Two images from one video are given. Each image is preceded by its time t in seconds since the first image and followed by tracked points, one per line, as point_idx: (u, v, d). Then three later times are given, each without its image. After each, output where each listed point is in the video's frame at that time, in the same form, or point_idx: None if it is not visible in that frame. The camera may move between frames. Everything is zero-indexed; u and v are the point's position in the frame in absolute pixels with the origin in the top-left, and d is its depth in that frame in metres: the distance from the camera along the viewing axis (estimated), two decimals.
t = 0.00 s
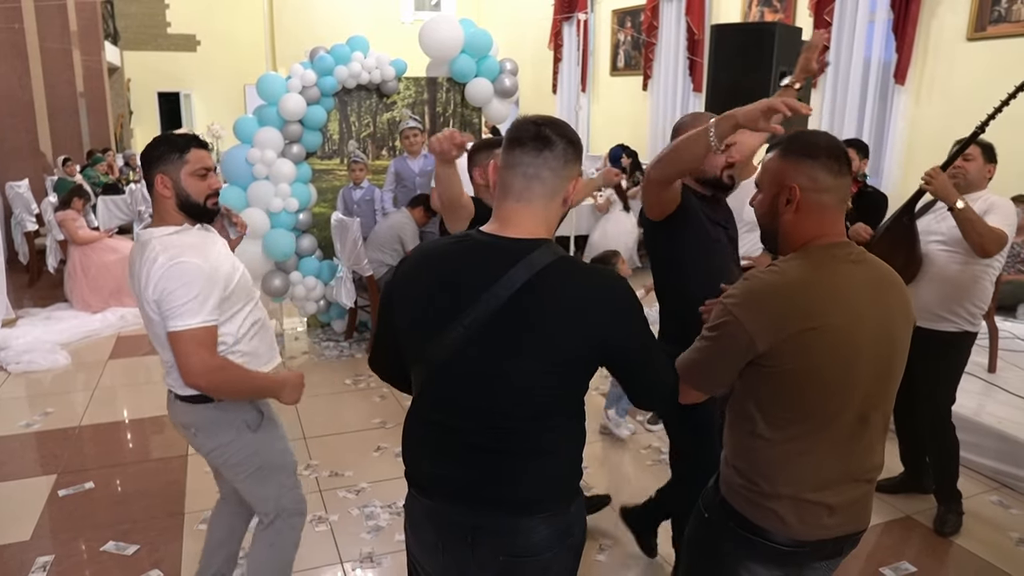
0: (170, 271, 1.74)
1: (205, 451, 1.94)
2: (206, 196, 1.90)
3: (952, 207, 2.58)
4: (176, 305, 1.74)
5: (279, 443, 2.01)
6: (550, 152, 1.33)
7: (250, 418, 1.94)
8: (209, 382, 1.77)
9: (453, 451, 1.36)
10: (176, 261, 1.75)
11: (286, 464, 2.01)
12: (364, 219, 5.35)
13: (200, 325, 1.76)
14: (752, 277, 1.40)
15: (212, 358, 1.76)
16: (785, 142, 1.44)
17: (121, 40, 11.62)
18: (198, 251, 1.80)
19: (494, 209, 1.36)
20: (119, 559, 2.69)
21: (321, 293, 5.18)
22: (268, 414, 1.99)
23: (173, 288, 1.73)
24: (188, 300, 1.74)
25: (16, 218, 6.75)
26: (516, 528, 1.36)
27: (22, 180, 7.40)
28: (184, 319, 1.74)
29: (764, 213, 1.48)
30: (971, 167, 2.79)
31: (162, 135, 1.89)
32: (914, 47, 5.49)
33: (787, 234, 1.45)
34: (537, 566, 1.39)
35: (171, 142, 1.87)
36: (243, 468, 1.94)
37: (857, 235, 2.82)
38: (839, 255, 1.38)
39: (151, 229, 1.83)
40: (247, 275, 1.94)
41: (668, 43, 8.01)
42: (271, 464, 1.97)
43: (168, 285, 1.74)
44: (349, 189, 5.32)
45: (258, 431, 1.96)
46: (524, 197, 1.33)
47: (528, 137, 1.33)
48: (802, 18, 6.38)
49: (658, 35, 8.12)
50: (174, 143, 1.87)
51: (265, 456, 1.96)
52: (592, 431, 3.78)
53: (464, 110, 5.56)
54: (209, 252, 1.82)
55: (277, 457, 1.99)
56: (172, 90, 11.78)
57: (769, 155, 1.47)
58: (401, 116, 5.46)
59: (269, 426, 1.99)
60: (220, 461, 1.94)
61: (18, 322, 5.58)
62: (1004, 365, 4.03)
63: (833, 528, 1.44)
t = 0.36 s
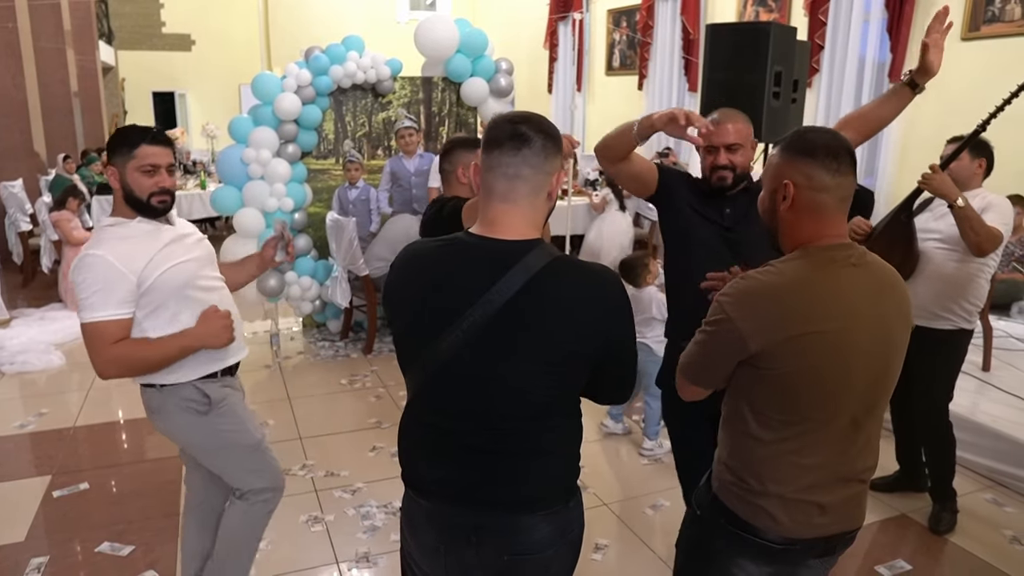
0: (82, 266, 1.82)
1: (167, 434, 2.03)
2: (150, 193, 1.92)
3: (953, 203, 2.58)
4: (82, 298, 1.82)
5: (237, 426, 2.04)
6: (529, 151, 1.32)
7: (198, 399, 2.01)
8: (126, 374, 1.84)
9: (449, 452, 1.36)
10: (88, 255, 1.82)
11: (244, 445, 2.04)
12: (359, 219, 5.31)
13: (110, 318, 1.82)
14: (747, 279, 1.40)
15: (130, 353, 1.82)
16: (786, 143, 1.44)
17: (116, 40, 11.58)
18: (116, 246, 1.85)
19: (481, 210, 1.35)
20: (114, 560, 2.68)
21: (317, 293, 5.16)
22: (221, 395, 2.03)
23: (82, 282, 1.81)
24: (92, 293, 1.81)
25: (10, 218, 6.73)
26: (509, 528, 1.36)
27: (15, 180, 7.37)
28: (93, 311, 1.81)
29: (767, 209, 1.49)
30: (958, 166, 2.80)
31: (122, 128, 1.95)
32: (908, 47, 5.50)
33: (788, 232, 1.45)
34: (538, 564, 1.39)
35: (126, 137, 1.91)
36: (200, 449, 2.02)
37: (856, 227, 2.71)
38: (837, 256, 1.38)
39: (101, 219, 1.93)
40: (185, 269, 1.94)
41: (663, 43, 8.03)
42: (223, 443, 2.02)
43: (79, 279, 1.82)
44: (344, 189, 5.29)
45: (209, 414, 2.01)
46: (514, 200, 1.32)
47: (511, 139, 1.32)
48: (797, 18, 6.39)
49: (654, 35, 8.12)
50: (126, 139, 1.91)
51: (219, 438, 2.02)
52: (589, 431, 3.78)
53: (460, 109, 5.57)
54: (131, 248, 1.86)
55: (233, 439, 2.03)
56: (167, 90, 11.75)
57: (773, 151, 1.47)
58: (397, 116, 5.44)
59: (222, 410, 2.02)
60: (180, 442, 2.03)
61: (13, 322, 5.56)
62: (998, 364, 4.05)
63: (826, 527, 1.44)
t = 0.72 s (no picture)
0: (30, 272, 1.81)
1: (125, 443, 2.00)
2: (101, 199, 1.88)
3: (948, 200, 2.57)
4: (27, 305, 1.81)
5: (186, 447, 1.96)
6: (517, 149, 1.30)
7: (146, 417, 1.94)
8: (66, 378, 1.81)
9: (441, 453, 1.35)
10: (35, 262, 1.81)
11: (192, 467, 1.96)
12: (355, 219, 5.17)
13: (49, 326, 1.80)
14: (737, 279, 1.40)
15: (64, 364, 1.78)
16: (774, 140, 1.43)
17: (109, 39, 11.45)
18: (66, 255, 1.83)
19: (469, 210, 1.34)
20: (106, 561, 2.66)
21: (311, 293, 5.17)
22: (169, 418, 1.95)
23: (28, 287, 1.80)
24: (33, 301, 1.80)
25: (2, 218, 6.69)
26: (501, 530, 1.35)
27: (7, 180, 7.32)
28: (35, 319, 1.80)
29: (754, 208, 1.48)
30: (965, 162, 2.79)
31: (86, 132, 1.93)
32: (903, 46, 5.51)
33: (775, 232, 1.44)
34: (530, 565, 1.38)
35: (85, 141, 1.88)
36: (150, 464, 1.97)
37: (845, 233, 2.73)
38: (828, 255, 1.37)
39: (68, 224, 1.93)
40: (135, 286, 1.90)
41: (658, 42, 8.03)
42: (168, 464, 1.95)
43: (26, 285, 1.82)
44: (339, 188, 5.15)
45: (157, 435, 1.95)
46: (500, 199, 1.31)
47: (496, 137, 1.31)
48: (792, 16, 6.40)
49: (649, 34, 8.12)
50: (85, 143, 1.88)
51: (167, 458, 1.95)
52: (584, 430, 3.77)
53: (455, 108, 5.53)
54: (81, 259, 1.84)
55: (181, 461, 1.95)
56: (161, 89, 11.70)
57: (758, 151, 1.46)
58: (391, 115, 5.38)
59: (170, 431, 1.95)
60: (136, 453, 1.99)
61: (6, 322, 5.52)
62: (992, 362, 4.05)
63: (820, 527, 1.43)
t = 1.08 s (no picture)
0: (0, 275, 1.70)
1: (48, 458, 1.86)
2: (84, 207, 1.79)
3: (953, 197, 2.59)
4: None
5: (109, 481, 1.83)
6: (507, 151, 1.29)
7: (75, 441, 1.80)
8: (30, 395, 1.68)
9: (434, 454, 1.34)
10: (7, 264, 1.70)
11: (111, 502, 1.83)
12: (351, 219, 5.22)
13: (21, 335, 1.69)
14: (731, 278, 1.39)
15: (32, 377, 1.67)
16: (762, 139, 1.42)
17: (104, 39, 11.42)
18: (38, 261, 1.73)
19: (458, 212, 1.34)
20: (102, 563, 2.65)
21: (308, 293, 5.16)
22: (98, 447, 1.82)
23: None
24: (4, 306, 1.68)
25: None
26: (493, 531, 1.35)
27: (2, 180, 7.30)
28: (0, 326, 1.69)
29: (742, 210, 1.47)
30: (962, 165, 2.78)
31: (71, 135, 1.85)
32: (899, 46, 5.52)
33: (764, 233, 1.44)
34: (522, 567, 1.37)
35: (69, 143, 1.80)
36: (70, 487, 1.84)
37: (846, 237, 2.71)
38: (820, 254, 1.37)
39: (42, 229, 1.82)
40: (110, 301, 1.80)
41: (654, 42, 8.03)
42: (93, 499, 1.82)
43: None
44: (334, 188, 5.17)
45: (81, 463, 1.81)
46: (489, 200, 1.31)
47: (484, 137, 1.30)
48: (788, 16, 6.41)
49: (645, 34, 8.12)
50: (72, 146, 1.80)
51: (88, 488, 1.82)
52: (581, 430, 3.77)
53: (451, 108, 5.50)
54: (59, 266, 1.74)
55: (104, 492, 1.83)
56: (157, 90, 11.67)
57: (746, 150, 1.45)
58: (388, 115, 5.37)
59: (96, 462, 1.82)
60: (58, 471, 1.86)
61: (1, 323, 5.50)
62: (988, 361, 4.06)
63: (815, 526, 1.43)
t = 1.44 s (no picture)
0: None
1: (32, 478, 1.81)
2: (107, 227, 1.81)
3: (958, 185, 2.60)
4: None
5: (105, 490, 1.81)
6: (504, 149, 1.29)
7: (66, 458, 1.76)
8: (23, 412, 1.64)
9: (428, 453, 1.34)
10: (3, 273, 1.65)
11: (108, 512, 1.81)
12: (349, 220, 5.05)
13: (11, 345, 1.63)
14: (726, 276, 1.39)
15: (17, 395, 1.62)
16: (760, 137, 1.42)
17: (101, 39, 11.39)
18: (33, 272, 1.68)
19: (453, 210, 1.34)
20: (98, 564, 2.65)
21: (305, 293, 5.16)
22: (90, 459, 1.78)
23: None
24: None
25: None
26: (486, 531, 1.34)
27: None
28: None
29: (739, 209, 1.47)
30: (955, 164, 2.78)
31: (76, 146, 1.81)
32: (895, 46, 5.53)
33: (762, 232, 1.44)
34: (514, 568, 1.37)
35: (82, 159, 1.77)
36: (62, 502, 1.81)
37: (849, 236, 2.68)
38: (816, 252, 1.37)
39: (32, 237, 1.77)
40: (102, 316, 1.78)
41: (651, 42, 8.04)
42: (91, 510, 1.80)
43: None
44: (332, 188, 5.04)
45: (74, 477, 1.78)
46: (484, 199, 1.31)
47: (483, 134, 1.30)
48: (785, 16, 6.42)
49: (642, 34, 8.12)
50: (87, 159, 1.78)
51: (84, 500, 1.80)
52: (579, 430, 3.77)
53: (448, 108, 5.51)
54: (57, 279, 1.71)
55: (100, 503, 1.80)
56: (154, 90, 11.65)
57: (744, 149, 1.45)
58: (385, 115, 5.37)
59: (90, 474, 1.79)
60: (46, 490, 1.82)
61: None
62: (984, 361, 4.06)
63: (809, 525, 1.43)
